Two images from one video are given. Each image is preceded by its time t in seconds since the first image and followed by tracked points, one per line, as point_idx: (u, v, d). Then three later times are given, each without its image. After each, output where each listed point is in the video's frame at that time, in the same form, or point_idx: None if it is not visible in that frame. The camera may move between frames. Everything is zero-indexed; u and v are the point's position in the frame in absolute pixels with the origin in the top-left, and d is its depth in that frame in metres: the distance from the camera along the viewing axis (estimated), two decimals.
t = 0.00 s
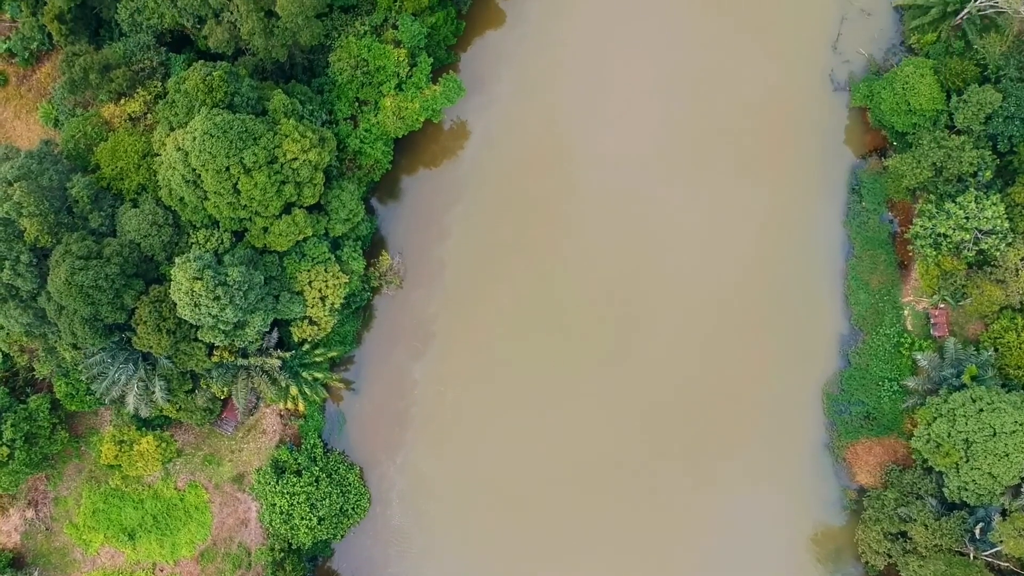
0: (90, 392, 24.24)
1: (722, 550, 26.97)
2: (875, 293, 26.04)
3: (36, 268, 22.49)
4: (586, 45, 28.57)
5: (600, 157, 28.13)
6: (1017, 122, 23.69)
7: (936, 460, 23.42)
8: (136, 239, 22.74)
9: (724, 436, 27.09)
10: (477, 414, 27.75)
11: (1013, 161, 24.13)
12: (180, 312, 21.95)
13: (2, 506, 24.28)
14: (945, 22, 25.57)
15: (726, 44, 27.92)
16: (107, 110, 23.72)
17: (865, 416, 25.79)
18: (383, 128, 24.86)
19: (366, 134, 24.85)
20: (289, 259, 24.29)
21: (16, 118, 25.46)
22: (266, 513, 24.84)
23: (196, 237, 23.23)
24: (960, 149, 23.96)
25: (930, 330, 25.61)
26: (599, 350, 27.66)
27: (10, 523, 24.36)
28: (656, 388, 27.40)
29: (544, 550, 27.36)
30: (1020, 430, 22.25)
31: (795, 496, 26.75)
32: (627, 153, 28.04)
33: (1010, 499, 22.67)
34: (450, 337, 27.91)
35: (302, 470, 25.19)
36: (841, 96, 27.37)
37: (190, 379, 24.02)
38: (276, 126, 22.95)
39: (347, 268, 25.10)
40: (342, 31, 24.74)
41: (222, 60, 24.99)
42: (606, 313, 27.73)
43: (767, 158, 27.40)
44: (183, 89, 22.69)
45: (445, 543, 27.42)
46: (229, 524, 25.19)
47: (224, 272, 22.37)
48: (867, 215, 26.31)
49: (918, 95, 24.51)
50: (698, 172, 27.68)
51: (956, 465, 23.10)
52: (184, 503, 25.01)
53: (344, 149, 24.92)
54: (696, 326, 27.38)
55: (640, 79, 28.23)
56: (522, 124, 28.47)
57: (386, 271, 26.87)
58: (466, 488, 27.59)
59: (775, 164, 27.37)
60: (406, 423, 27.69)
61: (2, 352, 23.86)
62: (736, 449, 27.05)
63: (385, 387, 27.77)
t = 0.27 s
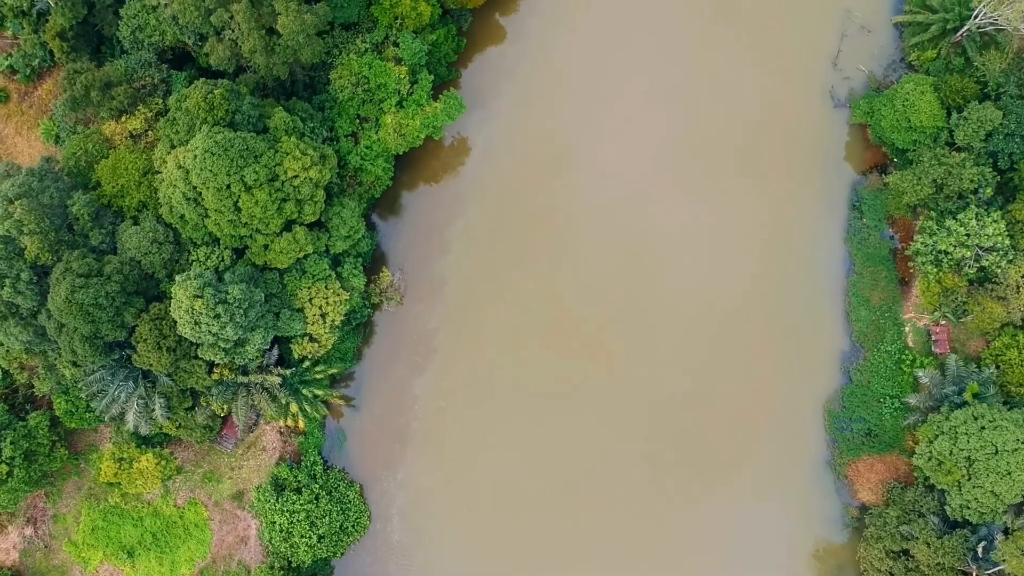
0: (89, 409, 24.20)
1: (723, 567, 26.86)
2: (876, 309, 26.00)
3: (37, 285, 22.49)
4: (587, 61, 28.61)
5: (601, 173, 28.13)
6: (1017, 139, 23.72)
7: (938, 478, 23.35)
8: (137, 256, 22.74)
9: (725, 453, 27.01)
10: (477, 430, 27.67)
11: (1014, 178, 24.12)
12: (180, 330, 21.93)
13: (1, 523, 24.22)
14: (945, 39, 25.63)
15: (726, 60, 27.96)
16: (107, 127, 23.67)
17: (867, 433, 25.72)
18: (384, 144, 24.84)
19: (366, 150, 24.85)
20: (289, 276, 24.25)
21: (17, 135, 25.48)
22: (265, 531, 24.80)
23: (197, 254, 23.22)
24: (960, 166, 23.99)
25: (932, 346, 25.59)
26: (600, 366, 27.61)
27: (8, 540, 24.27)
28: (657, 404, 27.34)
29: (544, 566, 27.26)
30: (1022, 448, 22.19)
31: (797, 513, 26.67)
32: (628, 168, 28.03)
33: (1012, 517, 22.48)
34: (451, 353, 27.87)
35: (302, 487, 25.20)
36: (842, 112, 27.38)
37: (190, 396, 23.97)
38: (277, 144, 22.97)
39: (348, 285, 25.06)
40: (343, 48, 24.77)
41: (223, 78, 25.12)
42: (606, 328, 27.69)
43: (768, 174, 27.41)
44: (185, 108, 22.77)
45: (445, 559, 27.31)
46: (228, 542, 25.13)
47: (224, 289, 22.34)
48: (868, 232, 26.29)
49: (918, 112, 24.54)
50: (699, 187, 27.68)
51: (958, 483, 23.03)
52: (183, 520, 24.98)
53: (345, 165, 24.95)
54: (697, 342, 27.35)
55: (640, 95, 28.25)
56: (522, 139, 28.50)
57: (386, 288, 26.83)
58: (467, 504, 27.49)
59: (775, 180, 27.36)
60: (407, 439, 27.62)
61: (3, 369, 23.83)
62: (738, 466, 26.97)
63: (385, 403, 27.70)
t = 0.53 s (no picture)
0: (89, 426, 24.16)
1: None
2: (877, 326, 25.96)
3: (37, 303, 22.48)
4: (586, 77, 28.61)
5: (601, 189, 28.12)
6: (1017, 156, 23.74)
7: (940, 496, 23.19)
8: (137, 274, 22.71)
9: (726, 469, 26.95)
10: (477, 446, 27.61)
11: (1015, 195, 24.14)
12: (181, 347, 21.90)
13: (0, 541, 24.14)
14: (945, 55, 25.61)
15: (726, 75, 27.91)
16: (108, 144, 23.67)
17: (868, 450, 25.70)
18: (384, 161, 24.85)
19: (367, 167, 24.86)
20: (290, 293, 24.25)
21: (18, 152, 25.48)
22: (265, 549, 24.73)
23: (197, 271, 23.21)
24: (961, 183, 23.95)
25: (933, 363, 25.53)
26: (601, 382, 27.56)
27: (7, 558, 24.16)
28: (657, 420, 27.28)
29: None
30: None
31: (798, 530, 26.56)
32: (628, 185, 28.03)
33: (1015, 536, 22.40)
34: (451, 369, 27.82)
35: (301, 504, 25.20)
36: (842, 128, 27.34)
37: (190, 413, 23.92)
38: (278, 161, 22.99)
39: (348, 302, 25.03)
40: (344, 66, 24.83)
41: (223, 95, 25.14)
42: (607, 344, 27.65)
43: (768, 190, 27.40)
44: (185, 125, 22.76)
45: None
46: (228, 560, 25.08)
47: (225, 307, 22.30)
48: (868, 248, 26.28)
49: (918, 129, 24.55)
50: (700, 204, 27.67)
51: (960, 501, 22.87)
52: (182, 538, 24.95)
53: (346, 182, 24.99)
54: (697, 358, 27.30)
55: (640, 111, 28.24)
56: (522, 155, 28.50)
57: (386, 304, 26.78)
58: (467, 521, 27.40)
59: (776, 196, 27.35)
60: (407, 455, 27.54)
61: (2, 387, 23.78)
62: (739, 482, 26.88)
63: (385, 419, 27.63)
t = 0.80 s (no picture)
0: (89, 444, 24.11)
1: None
2: (879, 343, 25.89)
3: (37, 321, 22.46)
4: (587, 93, 28.63)
5: (601, 205, 28.13)
6: (1017, 173, 23.78)
7: (942, 514, 23.06)
8: (137, 292, 22.67)
9: (727, 486, 26.86)
10: (477, 462, 27.52)
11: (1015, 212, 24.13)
12: (180, 365, 21.83)
13: None
14: (945, 72, 25.65)
15: (726, 92, 27.93)
16: (109, 162, 23.69)
17: (869, 467, 25.65)
18: (385, 178, 24.86)
19: (368, 184, 24.86)
20: (290, 310, 24.20)
21: (19, 168, 25.49)
22: (265, 567, 24.75)
23: (197, 289, 23.17)
24: (962, 201, 23.97)
25: (934, 380, 25.51)
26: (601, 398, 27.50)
27: None
28: (658, 436, 27.21)
29: None
30: None
31: (799, 548, 26.45)
32: (629, 201, 28.04)
33: (1019, 555, 22.35)
34: (451, 385, 27.77)
35: (301, 522, 25.13)
36: (842, 144, 27.32)
37: (189, 431, 23.87)
38: (279, 179, 23.00)
39: (349, 318, 25.00)
40: (346, 83, 24.89)
41: (224, 112, 25.16)
42: (607, 360, 27.60)
43: (768, 206, 27.41)
44: (187, 143, 22.79)
45: None
46: None
47: (225, 325, 22.28)
48: (869, 264, 26.24)
49: (918, 146, 24.57)
50: (700, 220, 27.66)
51: (962, 520, 22.75)
52: (181, 555, 24.94)
53: (346, 200, 25.00)
54: (698, 375, 27.26)
55: (641, 127, 28.26)
56: (523, 171, 28.52)
57: (387, 320, 26.56)
58: (466, 538, 27.29)
59: (776, 212, 27.35)
60: (407, 472, 27.46)
61: (2, 404, 23.75)
62: (739, 500, 26.79)
63: (385, 435, 27.57)
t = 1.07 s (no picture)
0: (88, 462, 24.07)
1: None
2: (880, 360, 25.82)
3: (37, 338, 22.41)
4: (587, 109, 28.67)
5: (602, 220, 28.12)
6: (1019, 190, 23.62)
7: (944, 532, 23.03)
8: (137, 309, 22.64)
9: (728, 503, 26.75)
10: (477, 478, 27.45)
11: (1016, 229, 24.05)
12: (181, 383, 21.79)
13: None
14: (945, 89, 25.61)
15: (726, 108, 27.96)
16: (109, 179, 23.68)
17: (871, 484, 25.54)
18: (385, 195, 24.86)
19: (369, 202, 24.86)
20: (290, 327, 24.15)
21: (20, 185, 25.50)
22: None
23: (197, 307, 23.17)
24: (963, 218, 23.91)
25: (936, 397, 25.48)
26: (602, 414, 27.43)
27: None
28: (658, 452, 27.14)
29: None
30: None
31: (801, 566, 26.29)
32: (629, 216, 28.03)
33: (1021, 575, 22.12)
34: (452, 401, 27.71)
35: (301, 540, 25.23)
36: (843, 161, 27.31)
37: (189, 449, 23.84)
38: (280, 197, 22.98)
39: (349, 335, 24.97)
40: (347, 100, 24.95)
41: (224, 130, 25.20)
42: (608, 375, 27.55)
43: (769, 222, 27.41)
44: (187, 160, 22.81)
45: None
46: None
47: (225, 343, 22.24)
48: (870, 281, 26.21)
49: (919, 163, 24.53)
50: (701, 235, 27.65)
51: (965, 538, 22.66)
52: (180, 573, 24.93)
53: (347, 217, 25.03)
54: (699, 392, 27.19)
55: (641, 143, 28.28)
56: (523, 187, 28.53)
57: (388, 336, 26.37)
58: (466, 555, 27.17)
59: (777, 228, 27.34)
60: (407, 488, 27.38)
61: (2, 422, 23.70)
62: (741, 517, 26.68)
63: (385, 451, 27.49)
